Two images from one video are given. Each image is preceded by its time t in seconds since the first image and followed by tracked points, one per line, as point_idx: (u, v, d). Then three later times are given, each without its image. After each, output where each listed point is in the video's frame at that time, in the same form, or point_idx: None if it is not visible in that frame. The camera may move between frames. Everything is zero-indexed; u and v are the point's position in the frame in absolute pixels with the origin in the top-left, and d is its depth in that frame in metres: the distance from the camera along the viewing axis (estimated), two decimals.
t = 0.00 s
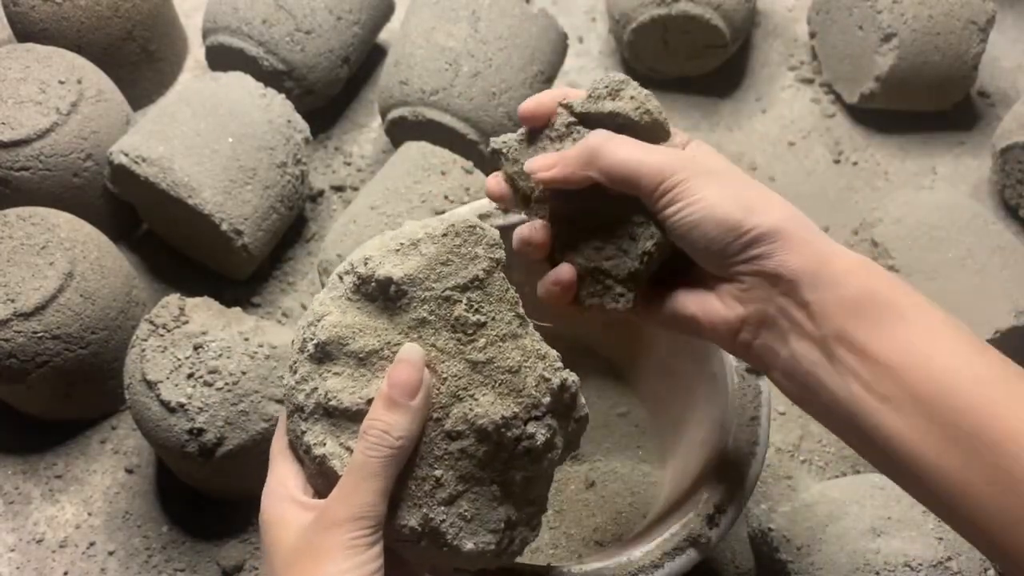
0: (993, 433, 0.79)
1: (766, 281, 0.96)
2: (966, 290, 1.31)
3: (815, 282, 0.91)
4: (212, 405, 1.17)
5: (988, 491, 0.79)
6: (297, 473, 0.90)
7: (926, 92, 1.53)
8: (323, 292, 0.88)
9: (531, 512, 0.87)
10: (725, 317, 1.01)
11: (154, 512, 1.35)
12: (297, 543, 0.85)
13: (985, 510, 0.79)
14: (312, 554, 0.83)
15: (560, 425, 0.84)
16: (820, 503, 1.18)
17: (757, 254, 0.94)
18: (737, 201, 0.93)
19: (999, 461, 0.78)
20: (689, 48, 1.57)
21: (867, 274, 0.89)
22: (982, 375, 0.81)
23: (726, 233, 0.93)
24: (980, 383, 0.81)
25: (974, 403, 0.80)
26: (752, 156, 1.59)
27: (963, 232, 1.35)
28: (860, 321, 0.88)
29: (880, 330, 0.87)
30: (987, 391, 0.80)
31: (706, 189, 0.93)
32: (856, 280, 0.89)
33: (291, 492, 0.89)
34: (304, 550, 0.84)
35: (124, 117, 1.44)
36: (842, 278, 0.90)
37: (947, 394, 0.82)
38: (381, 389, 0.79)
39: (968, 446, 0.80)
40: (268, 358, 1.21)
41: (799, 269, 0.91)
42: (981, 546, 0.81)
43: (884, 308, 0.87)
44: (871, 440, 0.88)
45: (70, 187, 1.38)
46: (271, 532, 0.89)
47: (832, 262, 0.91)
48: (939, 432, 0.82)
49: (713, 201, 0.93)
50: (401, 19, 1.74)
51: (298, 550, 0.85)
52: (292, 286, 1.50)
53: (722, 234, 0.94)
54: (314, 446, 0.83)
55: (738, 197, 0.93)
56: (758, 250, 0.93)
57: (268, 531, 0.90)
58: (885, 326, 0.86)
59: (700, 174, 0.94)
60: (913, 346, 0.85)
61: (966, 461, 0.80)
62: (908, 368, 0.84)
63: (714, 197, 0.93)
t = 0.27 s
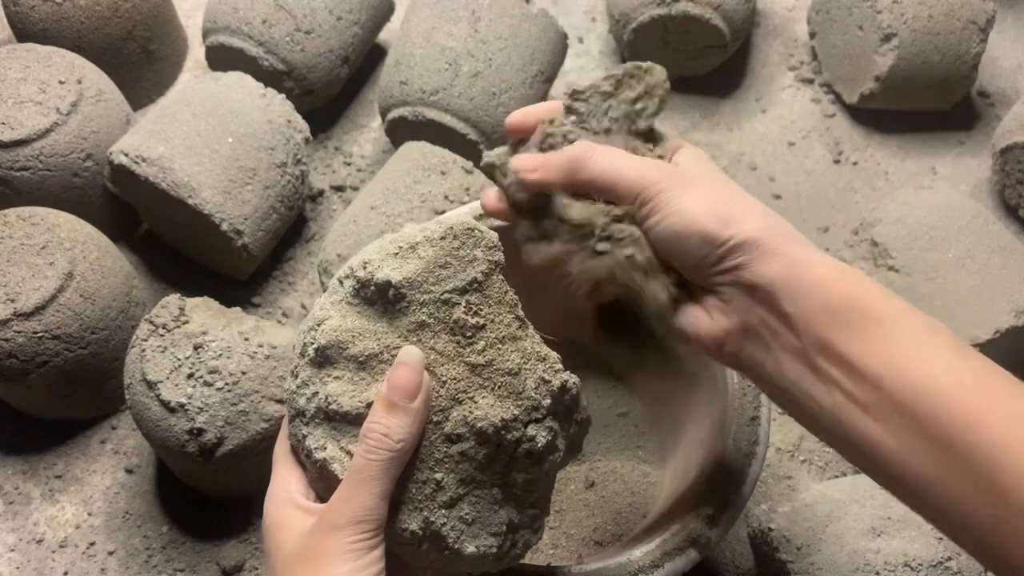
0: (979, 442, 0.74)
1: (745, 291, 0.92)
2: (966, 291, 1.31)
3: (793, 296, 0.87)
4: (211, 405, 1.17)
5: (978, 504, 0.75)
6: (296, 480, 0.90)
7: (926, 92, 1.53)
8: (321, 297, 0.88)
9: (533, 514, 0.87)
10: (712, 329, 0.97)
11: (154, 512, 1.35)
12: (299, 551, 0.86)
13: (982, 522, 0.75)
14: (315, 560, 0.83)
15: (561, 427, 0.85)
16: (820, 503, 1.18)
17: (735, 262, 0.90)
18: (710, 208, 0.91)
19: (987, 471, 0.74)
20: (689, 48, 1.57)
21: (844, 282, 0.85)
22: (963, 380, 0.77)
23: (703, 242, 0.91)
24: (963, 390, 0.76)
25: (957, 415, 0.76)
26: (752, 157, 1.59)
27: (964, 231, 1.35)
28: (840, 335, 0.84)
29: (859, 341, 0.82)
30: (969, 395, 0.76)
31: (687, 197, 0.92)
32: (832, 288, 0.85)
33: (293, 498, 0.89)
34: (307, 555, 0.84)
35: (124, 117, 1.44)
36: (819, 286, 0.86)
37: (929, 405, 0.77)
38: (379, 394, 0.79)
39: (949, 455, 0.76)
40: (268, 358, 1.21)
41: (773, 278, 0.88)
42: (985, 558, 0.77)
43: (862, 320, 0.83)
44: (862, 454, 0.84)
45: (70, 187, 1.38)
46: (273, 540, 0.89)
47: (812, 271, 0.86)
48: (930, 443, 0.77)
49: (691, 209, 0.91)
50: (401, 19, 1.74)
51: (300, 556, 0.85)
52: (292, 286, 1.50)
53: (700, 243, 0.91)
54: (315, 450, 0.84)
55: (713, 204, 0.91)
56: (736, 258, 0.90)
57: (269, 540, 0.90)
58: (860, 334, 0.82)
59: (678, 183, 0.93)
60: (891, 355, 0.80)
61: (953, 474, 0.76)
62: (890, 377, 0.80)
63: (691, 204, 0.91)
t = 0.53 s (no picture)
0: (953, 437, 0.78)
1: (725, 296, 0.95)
2: (966, 290, 1.31)
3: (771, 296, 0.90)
4: (212, 405, 1.17)
5: (953, 499, 0.79)
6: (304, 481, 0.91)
7: (926, 92, 1.53)
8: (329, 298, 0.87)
9: (540, 520, 0.86)
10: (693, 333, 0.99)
11: (154, 512, 1.35)
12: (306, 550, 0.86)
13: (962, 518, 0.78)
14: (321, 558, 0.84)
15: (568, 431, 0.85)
16: (820, 503, 1.18)
17: (714, 268, 0.94)
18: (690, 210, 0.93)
19: (961, 466, 0.78)
20: (689, 48, 1.57)
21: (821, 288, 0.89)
22: (942, 380, 0.81)
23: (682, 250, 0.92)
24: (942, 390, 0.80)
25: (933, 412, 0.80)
26: (752, 157, 1.59)
27: (964, 231, 1.35)
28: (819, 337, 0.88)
29: (840, 347, 0.87)
30: (942, 395, 0.80)
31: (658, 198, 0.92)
32: (815, 295, 0.89)
33: (301, 499, 0.90)
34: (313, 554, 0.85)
35: (124, 117, 1.44)
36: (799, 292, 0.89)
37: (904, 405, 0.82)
38: (386, 397, 0.79)
39: (926, 453, 0.80)
40: (269, 359, 1.21)
41: (758, 284, 0.91)
42: (962, 553, 0.81)
43: (848, 325, 0.86)
44: (847, 455, 0.88)
45: (70, 186, 1.38)
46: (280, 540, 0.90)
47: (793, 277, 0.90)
48: (905, 444, 0.82)
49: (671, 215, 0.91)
50: (401, 19, 1.74)
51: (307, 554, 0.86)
52: (292, 286, 1.50)
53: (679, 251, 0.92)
54: (322, 452, 0.84)
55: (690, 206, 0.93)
56: (715, 264, 0.93)
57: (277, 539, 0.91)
58: (847, 337, 0.86)
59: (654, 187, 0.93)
60: (874, 358, 0.84)
61: (930, 470, 0.80)
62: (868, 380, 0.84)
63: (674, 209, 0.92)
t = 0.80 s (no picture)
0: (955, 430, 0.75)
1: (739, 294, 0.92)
2: (966, 290, 1.31)
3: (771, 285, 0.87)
4: (211, 405, 1.17)
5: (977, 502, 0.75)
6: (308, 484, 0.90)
7: (926, 91, 1.53)
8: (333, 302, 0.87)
9: (542, 522, 0.87)
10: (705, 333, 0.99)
11: (154, 512, 1.35)
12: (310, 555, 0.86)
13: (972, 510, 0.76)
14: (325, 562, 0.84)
15: (570, 433, 0.86)
16: (820, 502, 1.19)
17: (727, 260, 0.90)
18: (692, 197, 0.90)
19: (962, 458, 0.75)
20: (689, 48, 1.57)
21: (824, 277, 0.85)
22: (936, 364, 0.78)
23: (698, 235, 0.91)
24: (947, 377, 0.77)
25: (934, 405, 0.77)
26: (751, 156, 1.59)
27: (963, 231, 1.35)
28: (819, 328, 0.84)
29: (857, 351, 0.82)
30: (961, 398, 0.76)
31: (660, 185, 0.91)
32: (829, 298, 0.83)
33: (305, 501, 0.89)
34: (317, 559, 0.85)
35: (124, 117, 1.44)
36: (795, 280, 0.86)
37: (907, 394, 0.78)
38: (391, 399, 0.79)
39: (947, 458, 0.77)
40: (268, 359, 1.21)
41: (763, 278, 0.87)
42: (970, 540, 0.79)
43: (851, 320, 0.82)
44: (870, 457, 0.85)
45: (70, 186, 1.38)
46: (284, 543, 0.90)
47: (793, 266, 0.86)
48: (910, 436, 0.79)
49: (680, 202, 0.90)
50: (401, 19, 1.74)
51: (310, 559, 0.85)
52: (292, 286, 1.50)
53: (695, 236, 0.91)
54: (326, 456, 0.84)
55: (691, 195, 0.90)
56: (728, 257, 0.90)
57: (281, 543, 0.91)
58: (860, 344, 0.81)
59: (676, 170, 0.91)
60: (873, 347, 0.81)
61: (936, 462, 0.77)
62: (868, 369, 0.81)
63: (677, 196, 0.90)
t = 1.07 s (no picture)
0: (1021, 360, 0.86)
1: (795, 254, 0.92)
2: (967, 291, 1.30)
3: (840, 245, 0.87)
4: (211, 405, 1.17)
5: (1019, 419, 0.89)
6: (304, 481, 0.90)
7: (926, 91, 1.53)
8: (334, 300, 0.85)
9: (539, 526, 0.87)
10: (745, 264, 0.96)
11: (154, 512, 1.35)
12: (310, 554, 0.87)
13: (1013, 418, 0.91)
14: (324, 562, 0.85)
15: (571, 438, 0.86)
16: (820, 502, 1.19)
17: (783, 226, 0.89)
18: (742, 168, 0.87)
19: None
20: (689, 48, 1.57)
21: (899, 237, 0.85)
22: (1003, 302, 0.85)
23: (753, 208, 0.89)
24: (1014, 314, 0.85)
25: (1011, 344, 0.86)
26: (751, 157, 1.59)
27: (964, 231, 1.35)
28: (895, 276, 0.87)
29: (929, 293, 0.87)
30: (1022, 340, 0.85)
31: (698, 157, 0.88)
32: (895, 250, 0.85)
33: (301, 501, 0.90)
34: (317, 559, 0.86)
35: (124, 117, 1.44)
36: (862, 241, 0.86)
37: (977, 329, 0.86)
38: (397, 403, 0.79)
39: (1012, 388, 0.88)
40: (268, 359, 1.21)
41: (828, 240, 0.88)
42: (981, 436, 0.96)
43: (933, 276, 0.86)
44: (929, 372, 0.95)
45: (70, 186, 1.38)
46: (286, 540, 0.91)
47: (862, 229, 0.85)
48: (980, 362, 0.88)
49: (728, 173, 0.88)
50: (401, 19, 1.74)
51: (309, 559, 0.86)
52: (292, 286, 1.50)
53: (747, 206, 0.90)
54: (326, 457, 0.84)
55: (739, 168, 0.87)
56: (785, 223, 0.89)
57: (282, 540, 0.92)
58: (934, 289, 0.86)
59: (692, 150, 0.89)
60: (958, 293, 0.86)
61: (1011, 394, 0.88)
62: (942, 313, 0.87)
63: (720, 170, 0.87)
